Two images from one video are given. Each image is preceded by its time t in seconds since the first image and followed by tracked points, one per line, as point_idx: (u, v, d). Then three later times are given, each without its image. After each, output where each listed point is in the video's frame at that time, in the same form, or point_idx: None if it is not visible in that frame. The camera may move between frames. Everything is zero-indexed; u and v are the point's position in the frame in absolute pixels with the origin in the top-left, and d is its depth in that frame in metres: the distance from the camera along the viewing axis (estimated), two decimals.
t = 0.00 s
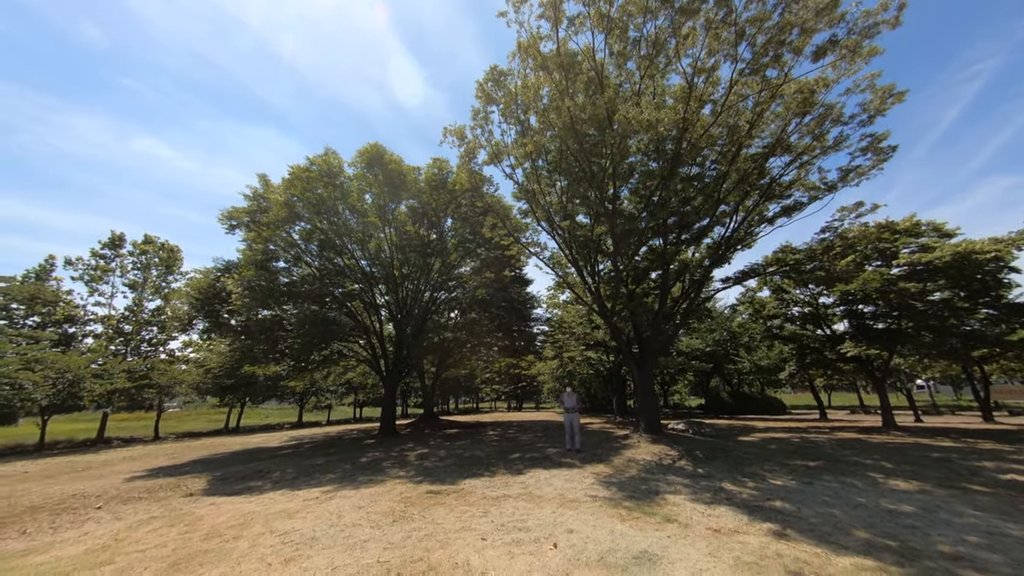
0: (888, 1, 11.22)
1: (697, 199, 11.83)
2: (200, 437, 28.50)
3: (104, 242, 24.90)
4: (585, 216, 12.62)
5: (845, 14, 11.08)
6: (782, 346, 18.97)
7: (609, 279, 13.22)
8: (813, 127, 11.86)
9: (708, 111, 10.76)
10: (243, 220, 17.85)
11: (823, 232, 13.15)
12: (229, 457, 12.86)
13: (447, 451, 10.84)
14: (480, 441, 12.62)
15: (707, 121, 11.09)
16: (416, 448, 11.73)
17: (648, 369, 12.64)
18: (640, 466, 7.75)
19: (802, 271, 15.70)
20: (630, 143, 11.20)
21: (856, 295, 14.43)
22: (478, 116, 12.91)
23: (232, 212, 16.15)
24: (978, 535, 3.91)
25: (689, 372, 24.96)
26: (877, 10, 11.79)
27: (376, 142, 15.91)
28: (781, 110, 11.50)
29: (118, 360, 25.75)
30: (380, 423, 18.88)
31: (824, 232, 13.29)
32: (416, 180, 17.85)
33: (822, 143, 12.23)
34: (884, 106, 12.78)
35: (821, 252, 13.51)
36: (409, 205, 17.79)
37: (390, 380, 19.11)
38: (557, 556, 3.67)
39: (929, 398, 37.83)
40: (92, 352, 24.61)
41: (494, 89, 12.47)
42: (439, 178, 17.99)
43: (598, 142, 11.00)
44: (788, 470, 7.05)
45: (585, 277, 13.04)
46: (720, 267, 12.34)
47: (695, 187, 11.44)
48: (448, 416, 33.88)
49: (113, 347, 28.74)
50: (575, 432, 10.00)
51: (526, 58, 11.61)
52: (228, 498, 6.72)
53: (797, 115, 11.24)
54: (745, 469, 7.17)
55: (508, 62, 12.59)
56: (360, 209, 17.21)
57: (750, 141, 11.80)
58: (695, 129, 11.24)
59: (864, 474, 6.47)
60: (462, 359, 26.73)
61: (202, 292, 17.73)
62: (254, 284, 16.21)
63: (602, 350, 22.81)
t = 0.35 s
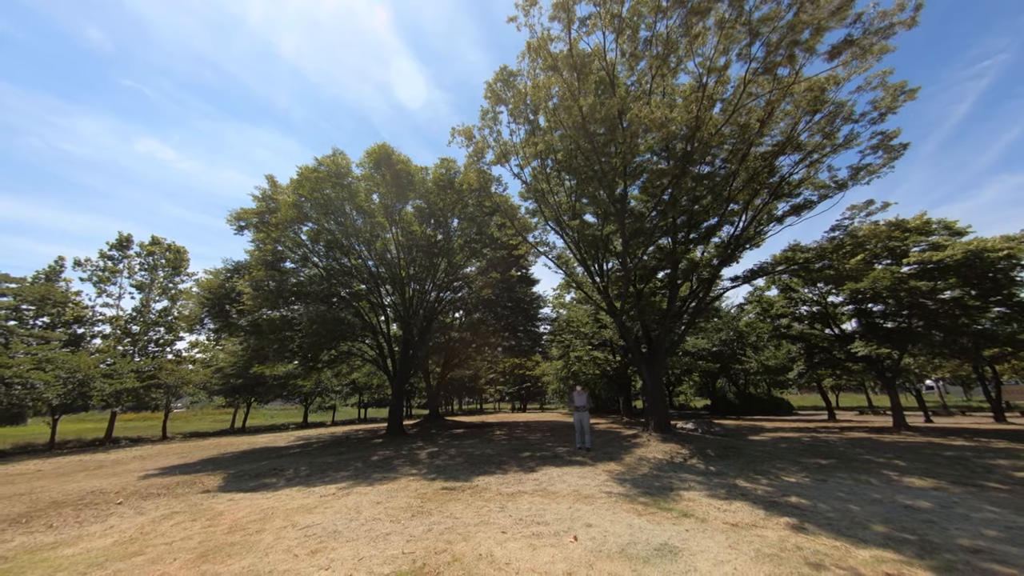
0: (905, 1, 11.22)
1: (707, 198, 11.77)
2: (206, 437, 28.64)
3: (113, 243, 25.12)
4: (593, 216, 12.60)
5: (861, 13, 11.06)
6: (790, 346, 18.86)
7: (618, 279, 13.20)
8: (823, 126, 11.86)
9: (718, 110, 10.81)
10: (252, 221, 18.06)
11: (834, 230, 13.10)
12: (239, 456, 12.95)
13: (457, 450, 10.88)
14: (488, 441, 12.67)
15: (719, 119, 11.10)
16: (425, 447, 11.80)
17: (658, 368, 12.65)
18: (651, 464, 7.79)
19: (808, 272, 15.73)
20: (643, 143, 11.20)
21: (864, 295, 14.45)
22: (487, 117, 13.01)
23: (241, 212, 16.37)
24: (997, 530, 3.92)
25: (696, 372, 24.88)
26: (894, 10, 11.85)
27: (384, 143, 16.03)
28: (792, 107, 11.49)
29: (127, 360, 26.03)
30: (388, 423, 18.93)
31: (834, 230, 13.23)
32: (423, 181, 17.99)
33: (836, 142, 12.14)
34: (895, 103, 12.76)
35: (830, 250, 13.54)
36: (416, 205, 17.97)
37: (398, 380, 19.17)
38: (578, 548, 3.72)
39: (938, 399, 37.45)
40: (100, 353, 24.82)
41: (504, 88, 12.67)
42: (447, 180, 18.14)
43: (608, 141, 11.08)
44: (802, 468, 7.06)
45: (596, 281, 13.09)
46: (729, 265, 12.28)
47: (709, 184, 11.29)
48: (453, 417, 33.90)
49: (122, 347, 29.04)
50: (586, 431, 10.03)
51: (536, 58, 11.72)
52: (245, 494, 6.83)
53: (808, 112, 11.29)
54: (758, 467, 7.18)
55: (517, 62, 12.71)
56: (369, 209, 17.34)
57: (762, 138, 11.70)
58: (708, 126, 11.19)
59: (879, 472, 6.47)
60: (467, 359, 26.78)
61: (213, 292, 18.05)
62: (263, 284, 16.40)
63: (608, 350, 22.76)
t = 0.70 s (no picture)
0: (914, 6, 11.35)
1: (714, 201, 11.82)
2: (203, 443, 28.28)
3: (110, 246, 24.85)
4: (598, 219, 12.61)
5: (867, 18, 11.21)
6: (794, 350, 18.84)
7: (624, 283, 13.17)
8: (830, 129, 11.93)
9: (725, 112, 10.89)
10: (254, 224, 18.02)
11: (839, 233, 13.13)
12: (238, 462, 12.76)
13: (461, 455, 10.74)
14: (492, 446, 12.52)
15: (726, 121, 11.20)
16: (428, 452, 11.66)
17: (665, 372, 12.58)
18: (661, 469, 7.70)
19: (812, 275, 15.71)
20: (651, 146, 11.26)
21: (869, 297, 14.47)
22: (492, 119, 13.07)
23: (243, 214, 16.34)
24: (1022, 533, 3.86)
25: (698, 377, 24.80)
26: (901, 16, 12.05)
27: (387, 146, 16.11)
28: (798, 110, 11.60)
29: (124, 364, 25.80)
30: (389, 428, 18.74)
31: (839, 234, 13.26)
32: (426, 184, 18.05)
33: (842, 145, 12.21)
34: (901, 106, 12.87)
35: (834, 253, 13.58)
36: (419, 208, 18.02)
37: (400, 384, 19.02)
38: (598, 553, 3.64)
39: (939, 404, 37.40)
40: (97, 357, 24.54)
41: (509, 91, 12.84)
42: (450, 183, 18.20)
43: (614, 143, 11.17)
44: (815, 472, 6.98)
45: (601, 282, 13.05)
46: (736, 269, 12.28)
47: (716, 187, 11.34)
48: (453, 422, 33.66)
49: (119, 351, 28.78)
50: (593, 435, 9.93)
51: (541, 61, 11.82)
52: (250, 499, 6.71)
53: (814, 116, 11.39)
54: (771, 471, 7.10)
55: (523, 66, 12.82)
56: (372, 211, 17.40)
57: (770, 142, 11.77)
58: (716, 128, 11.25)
59: (893, 476, 6.40)
60: (468, 364, 26.64)
61: (213, 296, 17.98)
62: (265, 286, 16.32)
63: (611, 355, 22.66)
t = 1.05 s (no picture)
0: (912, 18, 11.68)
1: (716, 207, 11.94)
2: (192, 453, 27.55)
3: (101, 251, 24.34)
4: (600, 225, 12.62)
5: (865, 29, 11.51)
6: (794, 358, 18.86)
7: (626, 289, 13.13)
8: (831, 137, 12.15)
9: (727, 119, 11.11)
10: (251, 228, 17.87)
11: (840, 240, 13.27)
12: (230, 472, 12.39)
13: (461, 464, 10.50)
14: (491, 455, 12.28)
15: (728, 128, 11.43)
16: (427, 461, 11.39)
17: (668, 380, 12.51)
18: (667, 478, 7.55)
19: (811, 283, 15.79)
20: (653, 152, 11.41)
21: (869, 304, 14.55)
22: (492, 124, 13.08)
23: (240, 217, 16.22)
24: None
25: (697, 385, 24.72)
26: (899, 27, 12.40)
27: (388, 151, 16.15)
28: (799, 118, 11.84)
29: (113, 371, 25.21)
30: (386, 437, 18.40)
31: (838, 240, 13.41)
32: (426, 189, 18.06)
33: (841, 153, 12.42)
34: (901, 114, 13.11)
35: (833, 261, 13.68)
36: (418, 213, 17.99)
37: (398, 392, 18.71)
38: (614, 565, 3.50)
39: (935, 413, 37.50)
40: (84, 364, 23.96)
41: (511, 97, 13.00)
42: (450, 189, 18.23)
43: (617, 148, 11.28)
44: (825, 481, 6.86)
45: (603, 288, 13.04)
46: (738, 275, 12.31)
47: (718, 193, 11.48)
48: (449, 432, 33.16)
49: (107, 358, 28.18)
50: (596, 443, 9.77)
51: (544, 68, 11.96)
52: (245, 510, 6.47)
53: (814, 123, 11.63)
54: (780, 480, 6.97)
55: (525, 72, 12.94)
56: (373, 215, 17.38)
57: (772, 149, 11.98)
58: (719, 134, 11.45)
59: (904, 485, 6.31)
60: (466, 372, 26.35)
61: (208, 301, 17.70)
62: (262, 292, 16.11)
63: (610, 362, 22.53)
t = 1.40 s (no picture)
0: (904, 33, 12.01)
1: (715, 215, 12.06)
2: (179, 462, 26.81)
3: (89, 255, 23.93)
4: (599, 231, 12.66)
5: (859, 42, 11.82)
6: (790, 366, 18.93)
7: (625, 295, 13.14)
8: (827, 147, 12.40)
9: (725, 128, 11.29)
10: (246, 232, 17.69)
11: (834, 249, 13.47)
12: (220, 482, 12.06)
13: (458, 474, 10.29)
14: (489, 464, 12.05)
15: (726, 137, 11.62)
16: (423, 471, 11.15)
17: (667, 387, 12.47)
18: (670, 487, 7.45)
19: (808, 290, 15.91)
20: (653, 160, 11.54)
21: (864, 312, 14.70)
22: (492, 131, 13.17)
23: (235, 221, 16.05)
24: None
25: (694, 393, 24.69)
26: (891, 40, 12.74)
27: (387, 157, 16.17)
28: (795, 128, 12.09)
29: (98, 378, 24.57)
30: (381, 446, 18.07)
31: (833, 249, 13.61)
32: (424, 195, 18.05)
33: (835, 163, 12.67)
34: (896, 125, 13.40)
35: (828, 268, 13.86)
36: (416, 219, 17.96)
37: (393, 400, 18.43)
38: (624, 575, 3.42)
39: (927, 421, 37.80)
40: (69, 370, 23.33)
41: (511, 104, 13.13)
42: (449, 195, 18.25)
43: (616, 156, 11.41)
44: (828, 490, 6.80)
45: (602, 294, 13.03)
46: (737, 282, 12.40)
47: (716, 201, 11.61)
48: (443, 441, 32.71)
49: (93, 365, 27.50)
50: (596, 452, 9.63)
51: (544, 76, 12.10)
52: (237, 521, 6.27)
53: (810, 134, 11.87)
54: (784, 489, 6.90)
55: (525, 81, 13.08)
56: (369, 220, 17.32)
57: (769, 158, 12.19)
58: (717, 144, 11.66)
59: (907, 493, 6.29)
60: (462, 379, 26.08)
61: (199, 306, 17.37)
62: (256, 297, 15.88)
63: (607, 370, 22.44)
